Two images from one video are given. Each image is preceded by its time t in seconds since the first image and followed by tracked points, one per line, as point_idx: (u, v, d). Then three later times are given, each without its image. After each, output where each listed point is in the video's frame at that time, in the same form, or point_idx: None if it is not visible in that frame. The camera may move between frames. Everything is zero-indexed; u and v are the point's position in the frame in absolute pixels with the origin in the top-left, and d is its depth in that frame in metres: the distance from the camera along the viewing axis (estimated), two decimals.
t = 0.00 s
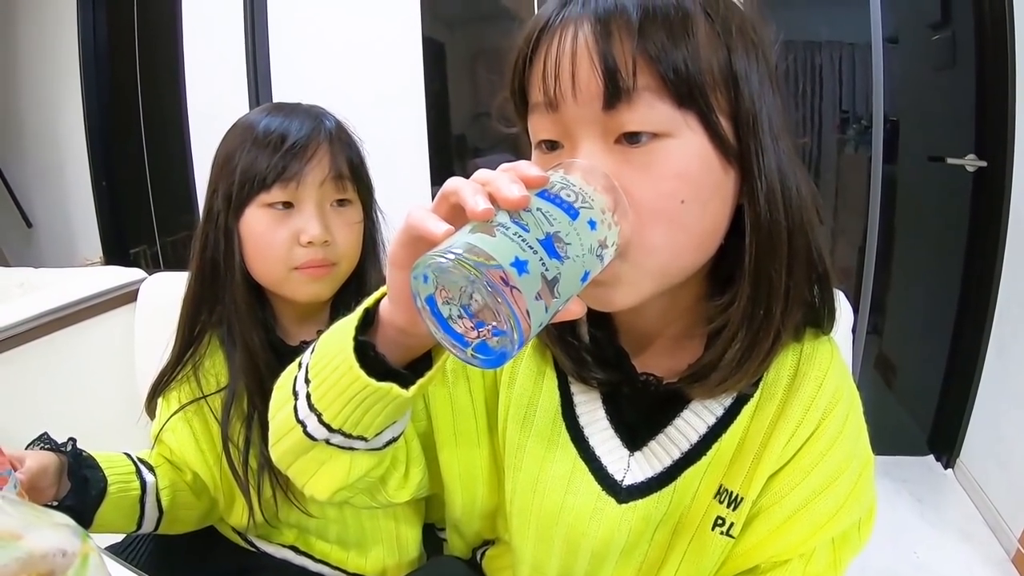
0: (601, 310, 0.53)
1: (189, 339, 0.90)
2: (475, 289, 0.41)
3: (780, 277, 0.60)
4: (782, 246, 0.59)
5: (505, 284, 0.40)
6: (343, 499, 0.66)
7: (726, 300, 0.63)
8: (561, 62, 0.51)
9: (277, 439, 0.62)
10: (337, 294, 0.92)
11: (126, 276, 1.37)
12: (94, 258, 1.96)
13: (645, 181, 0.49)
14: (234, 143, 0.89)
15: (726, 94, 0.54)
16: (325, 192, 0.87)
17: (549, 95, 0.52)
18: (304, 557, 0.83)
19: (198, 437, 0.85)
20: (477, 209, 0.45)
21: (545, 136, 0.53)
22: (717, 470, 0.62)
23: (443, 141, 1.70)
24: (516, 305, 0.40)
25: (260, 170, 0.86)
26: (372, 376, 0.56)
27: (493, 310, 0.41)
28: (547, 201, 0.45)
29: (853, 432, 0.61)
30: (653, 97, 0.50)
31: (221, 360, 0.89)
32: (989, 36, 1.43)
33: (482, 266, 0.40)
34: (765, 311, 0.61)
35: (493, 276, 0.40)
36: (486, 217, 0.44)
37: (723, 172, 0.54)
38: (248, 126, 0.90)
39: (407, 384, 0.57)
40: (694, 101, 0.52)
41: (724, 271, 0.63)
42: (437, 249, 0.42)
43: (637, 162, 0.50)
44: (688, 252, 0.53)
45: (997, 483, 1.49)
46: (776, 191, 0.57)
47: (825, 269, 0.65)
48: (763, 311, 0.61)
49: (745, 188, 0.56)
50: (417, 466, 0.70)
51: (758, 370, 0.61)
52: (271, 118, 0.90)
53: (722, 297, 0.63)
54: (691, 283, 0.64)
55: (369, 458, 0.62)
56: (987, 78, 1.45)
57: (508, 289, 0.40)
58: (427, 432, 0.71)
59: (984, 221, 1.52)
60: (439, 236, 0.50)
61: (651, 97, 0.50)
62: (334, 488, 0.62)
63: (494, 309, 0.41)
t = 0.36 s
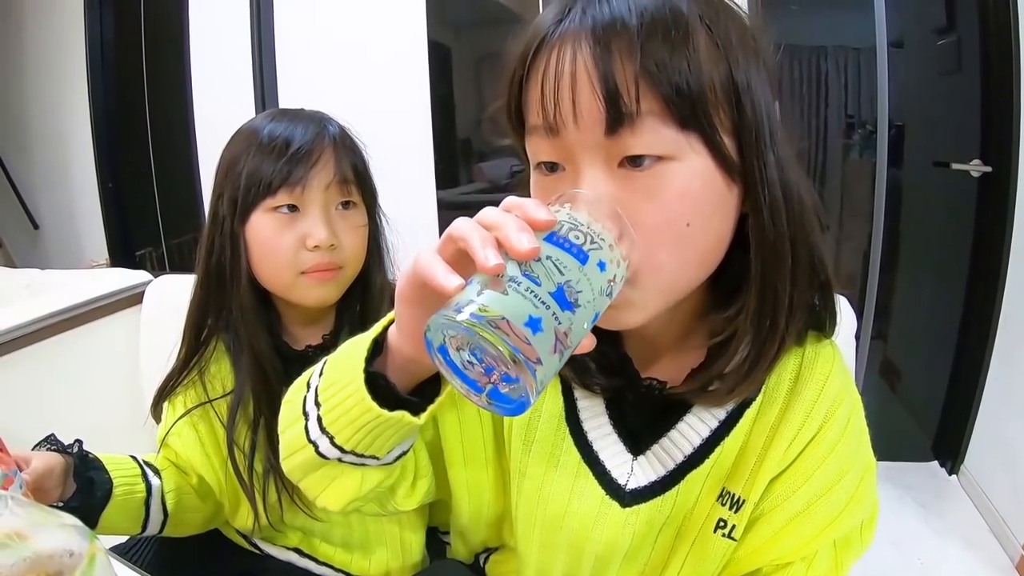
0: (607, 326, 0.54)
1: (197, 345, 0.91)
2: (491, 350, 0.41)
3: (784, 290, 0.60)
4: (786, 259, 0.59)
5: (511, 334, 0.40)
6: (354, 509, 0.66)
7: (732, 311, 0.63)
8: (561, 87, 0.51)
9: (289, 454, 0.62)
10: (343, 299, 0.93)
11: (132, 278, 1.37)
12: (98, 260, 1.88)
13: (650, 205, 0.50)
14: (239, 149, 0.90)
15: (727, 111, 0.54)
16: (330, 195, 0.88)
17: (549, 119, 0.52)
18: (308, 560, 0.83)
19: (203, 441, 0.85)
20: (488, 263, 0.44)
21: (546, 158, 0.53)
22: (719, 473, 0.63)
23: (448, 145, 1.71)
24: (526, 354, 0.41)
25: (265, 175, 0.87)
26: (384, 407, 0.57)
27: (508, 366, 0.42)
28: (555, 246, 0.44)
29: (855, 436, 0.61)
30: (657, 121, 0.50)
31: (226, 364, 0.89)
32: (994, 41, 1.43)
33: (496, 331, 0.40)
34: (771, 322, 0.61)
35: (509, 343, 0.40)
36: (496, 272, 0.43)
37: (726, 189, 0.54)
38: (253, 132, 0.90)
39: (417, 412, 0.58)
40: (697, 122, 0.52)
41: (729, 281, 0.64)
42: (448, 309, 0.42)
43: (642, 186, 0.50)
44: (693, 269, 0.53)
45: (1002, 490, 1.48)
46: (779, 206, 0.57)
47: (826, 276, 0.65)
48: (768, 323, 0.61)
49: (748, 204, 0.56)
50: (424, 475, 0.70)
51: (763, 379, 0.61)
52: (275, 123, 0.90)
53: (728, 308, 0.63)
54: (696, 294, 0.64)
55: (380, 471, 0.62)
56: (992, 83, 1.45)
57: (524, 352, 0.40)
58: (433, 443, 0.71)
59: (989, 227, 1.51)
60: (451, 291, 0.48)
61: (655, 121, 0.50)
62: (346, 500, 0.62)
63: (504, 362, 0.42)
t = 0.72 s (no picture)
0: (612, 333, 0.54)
1: (201, 349, 0.91)
2: (494, 359, 0.41)
3: (788, 297, 0.60)
4: (791, 266, 0.59)
5: (515, 343, 0.40)
6: (359, 516, 0.66)
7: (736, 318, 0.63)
8: (563, 94, 0.51)
9: (292, 462, 0.62)
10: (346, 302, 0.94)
11: (137, 279, 1.38)
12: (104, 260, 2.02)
13: (654, 214, 0.50)
14: (240, 153, 0.90)
15: (731, 117, 0.54)
16: (332, 199, 0.88)
17: (551, 126, 0.52)
18: (313, 561, 0.84)
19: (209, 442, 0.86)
20: (489, 271, 0.44)
21: (548, 165, 0.53)
22: (724, 479, 0.63)
23: (453, 147, 1.71)
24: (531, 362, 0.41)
25: (267, 179, 0.87)
26: (384, 419, 0.57)
27: (510, 375, 0.42)
28: (558, 254, 0.45)
29: (859, 440, 0.61)
30: (661, 128, 0.50)
31: (232, 369, 0.90)
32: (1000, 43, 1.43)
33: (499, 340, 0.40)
34: (775, 331, 0.61)
35: (512, 352, 0.40)
36: (498, 280, 0.43)
37: (730, 196, 0.54)
38: (255, 135, 0.91)
39: (419, 422, 0.58)
40: (702, 128, 0.52)
41: (732, 289, 0.64)
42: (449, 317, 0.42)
43: (646, 195, 0.50)
44: (699, 276, 0.54)
45: (1005, 492, 1.48)
46: (783, 211, 0.57)
47: (830, 281, 0.65)
48: (773, 331, 0.61)
49: (751, 209, 0.56)
50: (428, 482, 0.70)
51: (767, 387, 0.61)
52: (277, 127, 0.90)
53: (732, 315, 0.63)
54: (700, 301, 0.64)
55: (383, 480, 0.62)
56: (997, 85, 1.45)
57: (527, 362, 0.41)
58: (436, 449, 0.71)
59: (994, 230, 1.51)
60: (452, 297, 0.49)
61: (659, 129, 0.50)
62: (350, 507, 0.62)
63: (507, 371, 0.42)
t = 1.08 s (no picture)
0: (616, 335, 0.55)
1: (204, 349, 0.91)
2: (492, 377, 0.42)
3: (789, 300, 0.60)
4: (791, 269, 0.59)
5: (514, 362, 0.41)
6: (360, 516, 0.66)
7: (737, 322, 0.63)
8: (565, 96, 0.51)
9: (295, 462, 0.62)
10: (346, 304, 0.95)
11: (140, 280, 1.38)
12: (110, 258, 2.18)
13: (656, 216, 0.50)
14: (241, 158, 0.90)
15: (733, 121, 0.54)
16: (332, 203, 0.88)
17: (553, 129, 0.52)
18: (313, 562, 0.84)
19: (208, 442, 0.86)
20: (485, 287, 0.44)
21: (550, 167, 0.53)
22: (724, 481, 0.63)
23: (455, 148, 1.71)
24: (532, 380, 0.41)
25: (267, 184, 0.87)
26: (384, 419, 0.57)
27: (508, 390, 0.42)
28: (553, 265, 0.45)
29: (860, 442, 0.61)
30: (662, 131, 0.50)
31: (234, 370, 0.91)
32: (1003, 46, 1.43)
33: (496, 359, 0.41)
34: (775, 333, 0.61)
35: (510, 370, 0.41)
36: (494, 296, 0.43)
37: (730, 199, 0.54)
38: (256, 140, 0.91)
39: (419, 422, 0.58)
40: (703, 132, 0.52)
41: (733, 291, 0.64)
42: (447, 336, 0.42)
43: (647, 197, 0.50)
44: (700, 279, 0.54)
45: (1006, 494, 1.48)
46: (784, 214, 0.57)
47: (831, 284, 0.64)
48: (773, 333, 0.61)
49: (753, 211, 0.56)
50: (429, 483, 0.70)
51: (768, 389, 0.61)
52: (277, 131, 0.91)
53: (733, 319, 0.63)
54: (701, 304, 0.64)
55: (384, 480, 0.62)
56: (999, 87, 1.45)
57: (524, 379, 0.41)
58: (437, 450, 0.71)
59: (997, 233, 1.51)
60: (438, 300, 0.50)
61: (660, 132, 0.50)
62: (352, 507, 0.62)
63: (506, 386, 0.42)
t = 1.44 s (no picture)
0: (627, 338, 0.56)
1: (207, 350, 0.91)
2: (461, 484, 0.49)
3: (793, 301, 0.60)
4: (795, 273, 0.59)
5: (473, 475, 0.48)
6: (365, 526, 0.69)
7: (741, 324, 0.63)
8: (569, 106, 0.52)
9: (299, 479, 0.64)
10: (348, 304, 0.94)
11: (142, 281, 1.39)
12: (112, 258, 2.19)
13: (663, 224, 0.51)
14: (239, 160, 0.90)
15: (737, 127, 0.54)
16: (328, 206, 0.88)
17: (558, 139, 0.52)
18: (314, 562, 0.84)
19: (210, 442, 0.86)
20: (402, 437, 0.48)
21: (554, 176, 0.54)
22: (727, 484, 0.63)
23: (456, 149, 1.71)
24: (469, 486, 0.49)
25: (262, 186, 0.87)
26: (343, 451, 0.56)
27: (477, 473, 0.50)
28: (436, 373, 0.46)
29: (862, 446, 0.61)
30: (668, 141, 0.51)
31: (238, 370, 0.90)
32: (1003, 47, 1.43)
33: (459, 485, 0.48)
34: (780, 336, 0.60)
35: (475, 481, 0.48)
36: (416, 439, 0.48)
37: (736, 204, 0.54)
38: (254, 141, 0.91)
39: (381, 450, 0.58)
40: (708, 140, 0.52)
41: (739, 292, 0.64)
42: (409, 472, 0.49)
43: (654, 205, 0.51)
44: (709, 283, 0.54)
45: (1008, 497, 1.48)
46: (788, 216, 0.57)
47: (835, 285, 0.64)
48: (778, 335, 0.60)
49: (757, 214, 0.56)
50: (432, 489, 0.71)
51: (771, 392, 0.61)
52: (275, 132, 0.91)
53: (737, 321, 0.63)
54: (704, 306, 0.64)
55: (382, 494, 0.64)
56: (1001, 89, 1.44)
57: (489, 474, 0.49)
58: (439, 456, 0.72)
59: (999, 235, 1.50)
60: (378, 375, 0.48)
61: (666, 141, 0.51)
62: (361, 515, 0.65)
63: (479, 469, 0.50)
